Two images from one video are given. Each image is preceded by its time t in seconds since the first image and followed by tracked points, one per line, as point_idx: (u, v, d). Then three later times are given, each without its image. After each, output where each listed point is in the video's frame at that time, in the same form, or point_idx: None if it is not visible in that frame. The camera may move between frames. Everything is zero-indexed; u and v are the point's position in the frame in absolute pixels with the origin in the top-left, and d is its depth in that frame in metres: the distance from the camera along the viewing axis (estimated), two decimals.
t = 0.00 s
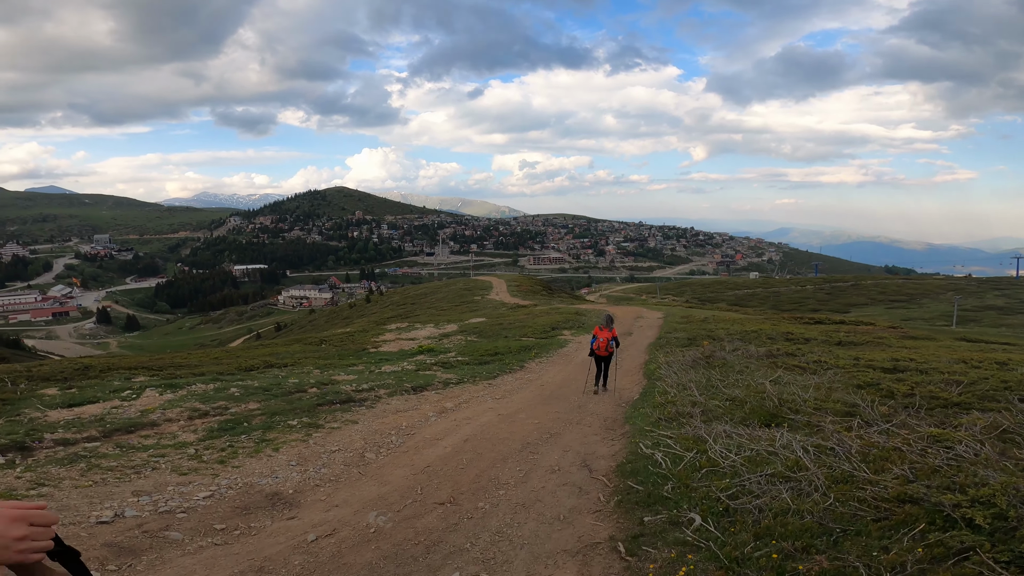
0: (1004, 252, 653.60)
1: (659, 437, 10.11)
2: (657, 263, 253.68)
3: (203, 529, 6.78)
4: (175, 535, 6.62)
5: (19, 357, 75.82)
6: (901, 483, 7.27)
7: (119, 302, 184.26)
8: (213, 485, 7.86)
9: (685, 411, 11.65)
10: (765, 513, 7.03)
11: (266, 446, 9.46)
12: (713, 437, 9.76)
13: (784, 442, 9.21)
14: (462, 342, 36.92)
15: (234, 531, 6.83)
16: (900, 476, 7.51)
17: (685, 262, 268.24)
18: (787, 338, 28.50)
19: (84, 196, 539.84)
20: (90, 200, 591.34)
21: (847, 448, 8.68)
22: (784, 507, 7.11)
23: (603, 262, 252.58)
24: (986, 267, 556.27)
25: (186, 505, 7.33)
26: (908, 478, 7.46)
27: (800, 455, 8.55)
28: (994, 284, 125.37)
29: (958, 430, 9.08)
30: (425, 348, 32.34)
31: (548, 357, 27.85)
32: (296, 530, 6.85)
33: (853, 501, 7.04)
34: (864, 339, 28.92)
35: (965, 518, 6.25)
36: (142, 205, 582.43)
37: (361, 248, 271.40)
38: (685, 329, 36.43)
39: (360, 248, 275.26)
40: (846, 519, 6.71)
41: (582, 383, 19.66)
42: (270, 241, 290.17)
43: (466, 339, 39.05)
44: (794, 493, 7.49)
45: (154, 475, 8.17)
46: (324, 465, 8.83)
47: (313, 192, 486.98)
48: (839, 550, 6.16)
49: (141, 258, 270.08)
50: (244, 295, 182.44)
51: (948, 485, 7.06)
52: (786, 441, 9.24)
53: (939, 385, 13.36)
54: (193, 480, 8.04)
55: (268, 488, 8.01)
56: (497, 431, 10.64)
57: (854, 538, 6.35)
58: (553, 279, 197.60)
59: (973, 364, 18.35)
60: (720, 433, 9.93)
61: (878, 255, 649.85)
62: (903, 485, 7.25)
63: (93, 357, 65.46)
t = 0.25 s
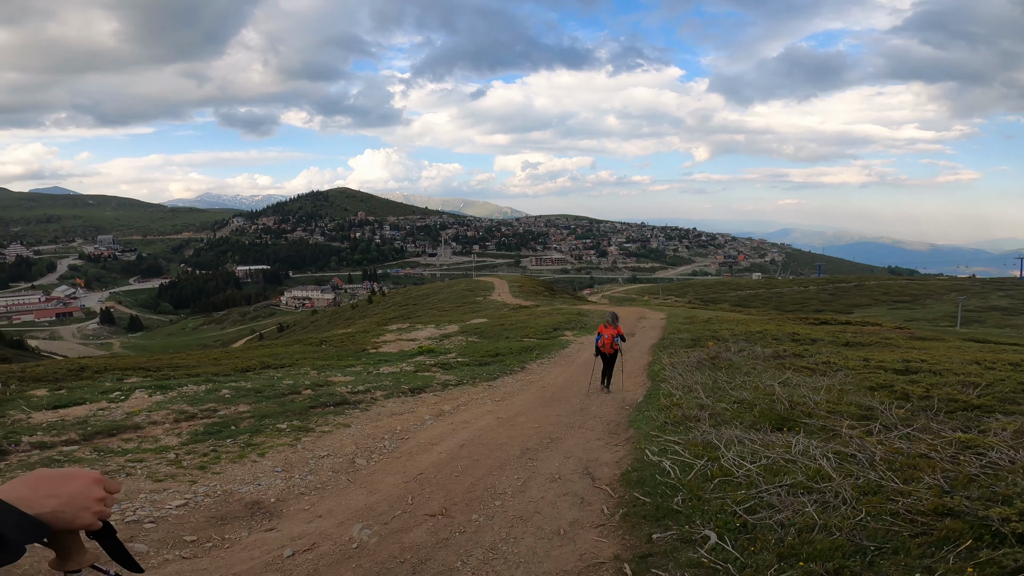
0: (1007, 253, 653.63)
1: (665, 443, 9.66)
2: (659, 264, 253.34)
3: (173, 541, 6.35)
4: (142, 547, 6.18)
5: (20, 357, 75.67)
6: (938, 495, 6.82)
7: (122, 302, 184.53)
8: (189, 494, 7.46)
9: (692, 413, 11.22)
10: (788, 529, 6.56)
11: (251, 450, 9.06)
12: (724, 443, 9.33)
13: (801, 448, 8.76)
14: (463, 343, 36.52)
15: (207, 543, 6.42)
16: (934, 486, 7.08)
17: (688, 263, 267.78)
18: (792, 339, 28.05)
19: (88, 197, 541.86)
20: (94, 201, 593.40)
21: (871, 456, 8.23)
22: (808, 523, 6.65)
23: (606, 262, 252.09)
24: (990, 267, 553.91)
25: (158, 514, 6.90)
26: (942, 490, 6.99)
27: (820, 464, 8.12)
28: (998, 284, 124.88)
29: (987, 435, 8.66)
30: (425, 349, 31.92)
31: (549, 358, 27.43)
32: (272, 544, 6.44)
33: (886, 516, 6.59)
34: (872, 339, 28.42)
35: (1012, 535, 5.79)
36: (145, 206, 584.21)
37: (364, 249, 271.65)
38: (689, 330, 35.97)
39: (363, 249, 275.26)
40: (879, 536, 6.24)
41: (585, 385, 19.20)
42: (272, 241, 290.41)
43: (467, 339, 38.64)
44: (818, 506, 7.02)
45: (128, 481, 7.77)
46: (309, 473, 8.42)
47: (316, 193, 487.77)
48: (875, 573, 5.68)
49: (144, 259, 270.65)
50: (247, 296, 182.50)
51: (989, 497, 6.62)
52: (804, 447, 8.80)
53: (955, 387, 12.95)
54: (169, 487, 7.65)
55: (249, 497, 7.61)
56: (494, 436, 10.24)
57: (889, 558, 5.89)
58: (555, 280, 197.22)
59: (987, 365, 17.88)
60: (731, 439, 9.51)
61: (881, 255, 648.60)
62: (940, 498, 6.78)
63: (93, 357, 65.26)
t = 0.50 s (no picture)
0: (1008, 251, 653.81)
1: (669, 448, 9.26)
2: (661, 263, 252.27)
3: (133, 554, 5.98)
4: (95, 560, 5.75)
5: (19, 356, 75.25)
6: (975, 510, 6.34)
7: (124, 302, 184.26)
8: (157, 503, 7.11)
9: (697, 416, 10.86)
10: (809, 550, 6.08)
11: (232, 456, 8.74)
12: (732, 450, 8.88)
13: (816, 456, 8.32)
14: (462, 342, 36.05)
15: (169, 557, 6.04)
16: (967, 498, 6.62)
17: (689, 262, 266.88)
18: (798, 338, 27.52)
19: (91, 196, 541.65)
20: (96, 201, 593.76)
21: (892, 464, 7.81)
22: (832, 542, 6.17)
23: (607, 261, 251.39)
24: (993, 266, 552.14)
25: (119, 525, 6.54)
26: (977, 503, 6.51)
27: (837, 473, 7.68)
28: (1001, 282, 124.07)
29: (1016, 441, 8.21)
30: (423, 349, 31.45)
31: (549, 357, 26.90)
32: (239, 559, 6.05)
33: (918, 533, 6.10)
34: (879, 338, 27.84)
35: None
36: (148, 205, 583.99)
37: (365, 247, 270.76)
38: (691, 329, 35.42)
39: (364, 248, 274.86)
40: (912, 556, 5.72)
41: (584, 385, 18.74)
42: (274, 241, 290.13)
43: (466, 339, 38.11)
44: (839, 522, 6.55)
45: (95, 489, 7.41)
46: (289, 482, 8.04)
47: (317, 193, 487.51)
48: None
49: (145, 259, 270.12)
50: (248, 295, 181.99)
51: None
52: (820, 455, 8.36)
53: (972, 388, 12.46)
54: (136, 496, 7.29)
55: (222, 507, 7.26)
56: (488, 439, 9.88)
57: None
58: (557, 278, 196.53)
59: (1001, 366, 17.34)
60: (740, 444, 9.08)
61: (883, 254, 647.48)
62: (977, 513, 6.31)
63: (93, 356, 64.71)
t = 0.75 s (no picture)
0: (1009, 252, 653.09)
1: (669, 454, 8.81)
2: (662, 263, 251.63)
3: (73, 566, 5.51)
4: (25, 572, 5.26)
5: (18, 356, 74.96)
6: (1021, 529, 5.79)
7: (125, 302, 184.14)
8: (110, 510, 6.69)
9: (699, 419, 10.39)
10: None
11: (201, 462, 8.32)
12: (739, 458, 8.42)
13: (831, 465, 7.84)
14: (459, 342, 35.54)
15: (110, 571, 5.57)
16: (1009, 513, 6.11)
17: (690, 263, 266.42)
18: (800, 338, 27.03)
19: (92, 197, 542.02)
20: (97, 201, 594.64)
21: (917, 474, 7.31)
22: (861, 567, 5.61)
23: (608, 262, 251.05)
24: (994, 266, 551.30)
25: (61, 535, 6.07)
26: (1020, 520, 5.98)
27: (858, 483, 7.18)
28: (1002, 283, 123.52)
29: None
30: (419, 349, 30.99)
31: (548, 358, 26.39)
32: None
33: (957, 557, 5.55)
34: (883, 339, 27.30)
35: None
36: (150, 206, 584.40)
37: (366, 248, 270.45)
38: (692, 329, 34.88)
39: (364, 248, 274.58)
40: None
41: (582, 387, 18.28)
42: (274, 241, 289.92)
43: (464, 339, 37.63)
44: (869, 544, 5.98)
45: (45, 495, 6.96)
46: (258, 490, 7.59)
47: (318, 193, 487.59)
48: None
49: (146, 259, 270.05)
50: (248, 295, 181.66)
51: None
52: (836, 464, 7.86)
53: (987, 390, 11.96)
54: (89, 502, 6.86)
55: (179, 516, 6.83)
56: (478, 444, 9.46)
57: None
58: (557, 279, 196.07)
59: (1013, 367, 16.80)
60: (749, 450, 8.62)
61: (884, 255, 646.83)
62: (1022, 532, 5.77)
63: (91, 356, 64.34)
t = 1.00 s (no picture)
0: (1010, 252, 652.74)
1: (683, 470, 8.33)
2: (662, 263, 251.17)
3: None
4: None
5: (15, 355, 74.32)
6: None
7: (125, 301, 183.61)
8: (67, 528, 6.19)
9: (708, 428, 9.96)
10: None
11: (176, 474, 7.87)
12: (759, 475, 7.94)
13: (863, 482, 7.36)
14: (459, 343, 35.01)
15: None
16: None
17: (690, 262, 265.96)
18: (806, 339, 26.57)
19: (93, 196, 541.45)
20: (98, 200, 594.92)
21: (959, 492, 6.82)
22: None
23: (608, 261, 250.52)
24: (994, 267, 550.78)
25: (9, 555, 5.59)
26: None
27: (896, 504, 6.68)
28: (1003, 282, 123.15)
29: None
30: (418, 349, 30.52)
31: (548, 360, 25.82)
32: None
33: None
34: (891, 340, 26.78)
35: None
36: (150, 205, 583.97)
37: (366, 246, 269.98)
38: (695, 330, 34.36)
39: (365, 247, 274.03)
40: None
41: (584, 391, 17.75)
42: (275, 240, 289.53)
43: (463, 339, 37.06)
44: None
45: None
46: (234, 507, 7.10)
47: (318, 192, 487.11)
48: None
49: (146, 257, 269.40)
50: (248, 294, 181.22)
51: None
52: (867, 481, 7.38)
53: (1009, 395, 11.49)
54: (44, 519, 6.34)
55: (142, 535, 6.33)
56: (474, 454, 9.02)
57: None
58: (558, 278, 195.73)
59: None
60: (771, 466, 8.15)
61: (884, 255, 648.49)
62: None
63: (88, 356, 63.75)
